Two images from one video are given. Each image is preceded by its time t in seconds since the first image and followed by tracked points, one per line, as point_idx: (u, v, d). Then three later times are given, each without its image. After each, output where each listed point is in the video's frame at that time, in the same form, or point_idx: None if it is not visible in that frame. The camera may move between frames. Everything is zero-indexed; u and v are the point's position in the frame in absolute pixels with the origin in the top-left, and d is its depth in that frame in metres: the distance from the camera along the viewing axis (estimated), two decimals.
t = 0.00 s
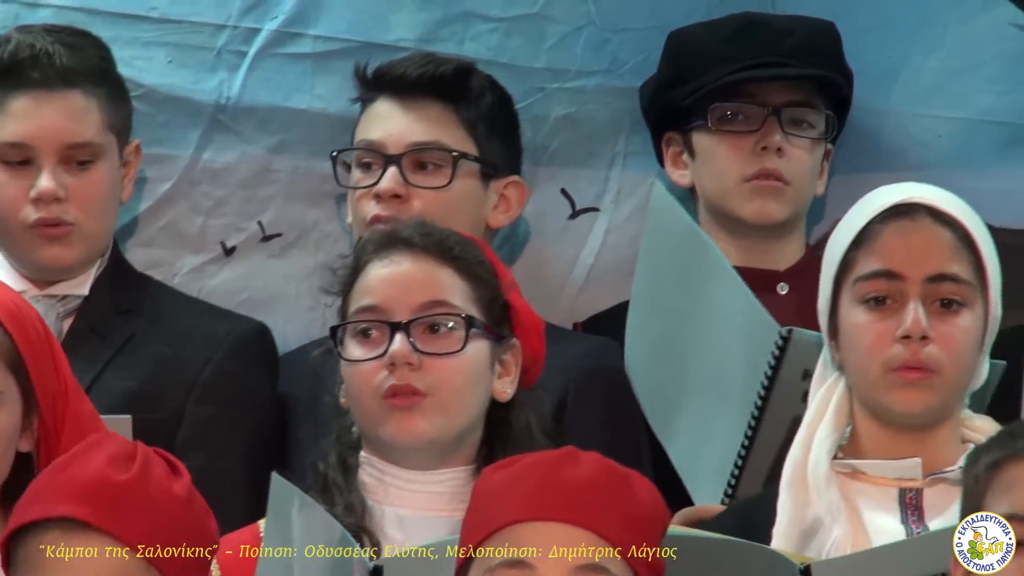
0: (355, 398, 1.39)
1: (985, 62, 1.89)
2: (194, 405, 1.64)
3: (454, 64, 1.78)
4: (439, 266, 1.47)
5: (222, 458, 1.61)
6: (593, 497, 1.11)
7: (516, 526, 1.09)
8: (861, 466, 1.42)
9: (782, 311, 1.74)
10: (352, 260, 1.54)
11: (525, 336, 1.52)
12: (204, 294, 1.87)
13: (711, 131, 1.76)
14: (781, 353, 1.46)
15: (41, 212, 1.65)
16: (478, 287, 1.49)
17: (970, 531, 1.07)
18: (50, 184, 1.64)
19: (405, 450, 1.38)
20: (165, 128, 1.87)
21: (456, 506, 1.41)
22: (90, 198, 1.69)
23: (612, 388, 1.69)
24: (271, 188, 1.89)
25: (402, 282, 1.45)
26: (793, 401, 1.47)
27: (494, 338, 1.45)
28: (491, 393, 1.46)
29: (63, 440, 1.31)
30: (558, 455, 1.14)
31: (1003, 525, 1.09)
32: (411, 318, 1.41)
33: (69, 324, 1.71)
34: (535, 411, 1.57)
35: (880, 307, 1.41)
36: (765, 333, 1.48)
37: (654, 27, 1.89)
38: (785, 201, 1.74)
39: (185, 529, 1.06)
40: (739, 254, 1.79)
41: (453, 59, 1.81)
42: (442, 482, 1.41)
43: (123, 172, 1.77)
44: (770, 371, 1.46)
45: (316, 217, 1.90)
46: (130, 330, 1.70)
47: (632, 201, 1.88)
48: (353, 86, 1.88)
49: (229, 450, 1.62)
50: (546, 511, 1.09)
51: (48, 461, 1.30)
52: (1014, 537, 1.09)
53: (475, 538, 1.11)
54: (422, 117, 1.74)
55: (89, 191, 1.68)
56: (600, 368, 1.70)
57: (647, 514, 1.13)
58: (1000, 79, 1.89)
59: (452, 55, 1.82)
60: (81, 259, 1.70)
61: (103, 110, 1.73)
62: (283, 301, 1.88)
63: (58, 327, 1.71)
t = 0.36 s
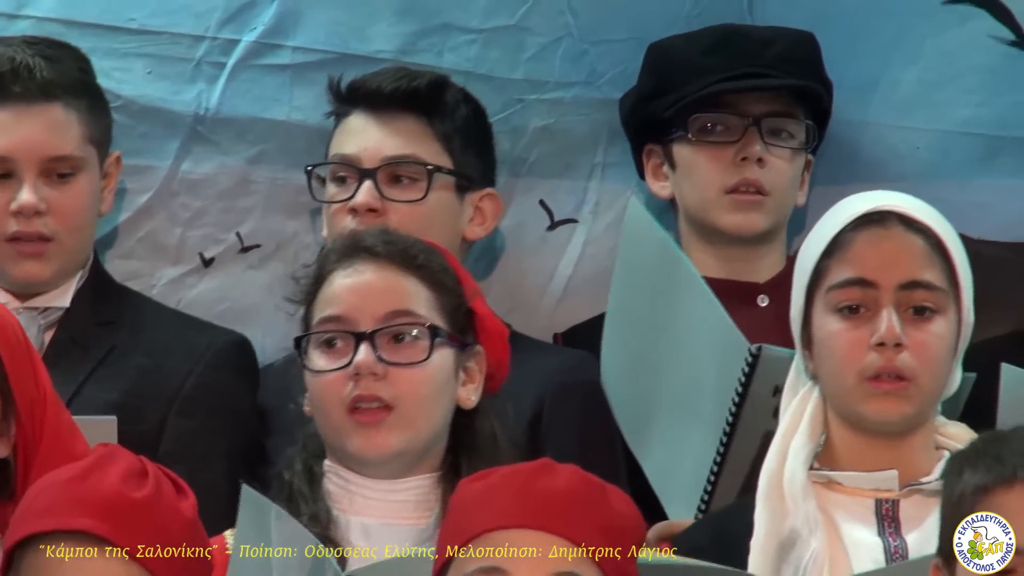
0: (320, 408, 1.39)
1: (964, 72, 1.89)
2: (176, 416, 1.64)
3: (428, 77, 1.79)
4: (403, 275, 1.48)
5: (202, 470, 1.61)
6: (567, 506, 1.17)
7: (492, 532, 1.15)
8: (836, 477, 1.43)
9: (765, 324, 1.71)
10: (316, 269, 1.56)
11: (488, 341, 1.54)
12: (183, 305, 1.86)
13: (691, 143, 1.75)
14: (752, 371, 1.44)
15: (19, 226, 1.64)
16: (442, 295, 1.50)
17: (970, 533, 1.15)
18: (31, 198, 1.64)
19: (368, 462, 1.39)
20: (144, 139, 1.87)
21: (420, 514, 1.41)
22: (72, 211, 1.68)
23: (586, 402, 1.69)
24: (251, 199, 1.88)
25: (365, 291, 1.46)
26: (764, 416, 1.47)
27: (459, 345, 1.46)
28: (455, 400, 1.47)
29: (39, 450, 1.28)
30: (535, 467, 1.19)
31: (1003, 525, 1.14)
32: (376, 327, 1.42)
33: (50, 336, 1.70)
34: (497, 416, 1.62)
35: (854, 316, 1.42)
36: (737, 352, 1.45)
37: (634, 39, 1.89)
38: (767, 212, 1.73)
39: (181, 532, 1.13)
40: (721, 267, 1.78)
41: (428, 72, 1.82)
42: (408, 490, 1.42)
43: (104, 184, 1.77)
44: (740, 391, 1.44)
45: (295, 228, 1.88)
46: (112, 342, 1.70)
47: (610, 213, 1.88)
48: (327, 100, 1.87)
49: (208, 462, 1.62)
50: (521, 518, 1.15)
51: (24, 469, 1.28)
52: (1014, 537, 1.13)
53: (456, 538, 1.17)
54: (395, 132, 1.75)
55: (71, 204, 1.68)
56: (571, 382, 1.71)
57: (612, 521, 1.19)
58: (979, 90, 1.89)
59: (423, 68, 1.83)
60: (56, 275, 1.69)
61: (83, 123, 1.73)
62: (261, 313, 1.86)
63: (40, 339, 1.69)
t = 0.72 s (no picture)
0: (291, 425, 1.44)
1: (942, 84, 1.89)
2: (154, 427, 1.64)
3: (397, 78, 1.81)
4: (369, 289, 1.51)
5: (179, 481, 1.61)
6: (542, 515, 1.19)
7: (468, 542, 1.17)
8: (816, 488, 1.42)
9: (746, 334, 1.69)
10: (282, 281, 1.58)
11: (458, 353, 1.59)
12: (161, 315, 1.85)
13: (685, 150, 1.73)
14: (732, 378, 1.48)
15: None
16: (410, 307, 1.54)
17: (969, 532, 1.13)
18: (11, 216, 1.62)
19: (336, 480, 1.44)
20: (123, 149, 1.86)
21: (386, 524, 1.45)
22: (51, 227, 1.67)
23: (561, 417, 1.67)
24: (229, 209, 1.87)
25: (332, 305, 1.49)
26: (743, 426, 1.49)
27: (427, 358, 1.51)
28: (423, 413, 1.52)
29: (19, 458, 1.27)
30: (509, 477, 1.22)
31: (1003, 525, 1.12)
32: (346, 343, 1.45)
33: (28, 346, 1.68)
34: (463, 427, 1.64)
35: (833, 330, 1.42)
36: (712, 359, 1.49)
37: (613, 49, 1.88)
38: (759, 225, 1.71)
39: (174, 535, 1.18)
40: (708, 277, 1.75)
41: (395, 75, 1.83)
42: (374, 501, 1.46)
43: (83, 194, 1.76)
44: (719, 397, 1.48)
45: (273, 238, 1.87)
46: (91, 351, 1.70)
47: (590, 223, 1.87)
48: (296, 107, 1.86)
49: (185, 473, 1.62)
50: (497, 529, 1.17)
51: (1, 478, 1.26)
52: (1015, 537, 1.11)
53: (429, 540, 1.20)
54: (365, 131, 1.76)
55: (50, 221, 1.67)
56: (548, 387, 1.71)
57: (596, 535, 1.22)
58: (957, 100, 1.89)
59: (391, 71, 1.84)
60: (32, 290, 1.67)
61: (64, 139, 1.72)
62: (237, 324, 1.84)
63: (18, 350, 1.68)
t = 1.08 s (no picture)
0: (269, 437, 1.45)
1: (921, 91, 1.90)
2: (132, 434, 1.64)
3: (366, 87, 1.81)
4: (344, 298, 1.52)
5: (157, 488, 1.60)
6: (521, 523, 1.22)
7: (449, 548, 1.19)
8: (799, 496, 1.43)
9: (726, 342, 1.69)
10: (257, 292, 1.59)
11: (433, 356, 1.60)
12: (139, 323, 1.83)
13: (659, 157, 1.73)
14: (699, 391, 1.43)
15: None
16: (387, 315, 1.55)
17: (969, 531, 1.15)
18: None
19: (317, 488, 1.45)
20: (103, 156, 1.85)
21: (366, 532, 1.46)
22: (30, 240, 1.68)
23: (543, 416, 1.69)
24: (208, 216, 1.86)
25: (307, 315, 1.50)
26: (713, 436, 1.45)
27: (404, 365, 1.51)
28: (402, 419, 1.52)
29: None
30: (489, 484, 1.26)
31: (1003, 525, 1.15)
32: (322, 354, 1.46)
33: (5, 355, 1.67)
34: (445, 433, 1.65)
35: (813, 338, 1.43)
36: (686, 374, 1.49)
37: (592, 57, 1.89)
38: (733, 230, 1.71)
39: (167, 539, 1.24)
40: (682, 283, 1.75)
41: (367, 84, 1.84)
42: (354, 509, 1.47)
43: (62, 203, 1.75)
44: (689, 408, 1.43)
45: (253, 245, 1.86)
46: (71, 358, 1.70)
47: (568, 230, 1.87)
48: (270, 120, 1.86)
49: (163, 480, 1.61)
50: (476, 535, 1.20)
51: None
52: (1014, 537, 1.14)
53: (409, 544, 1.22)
54: (340, 144, 1.77)
55: (28, 233, 1.67)
56: (529, 396, 1.72)
57: (575, 539, 1.24)
58: (936, 110, 1.90)
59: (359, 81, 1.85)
60: (13, 301, 1.68)
61: (43, 151, 1.72)
62: (216, 331, 1.83)
63: None
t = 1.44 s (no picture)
0: (255, 442, 1.44)
1: (902, 96, 1.91)
2: (112, 438, 1.64)
3: (347, 87, 1.81)
4: (335, 302, 1.52)
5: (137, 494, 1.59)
6: (508, 522, 1.22)
7: (434, 549, 1.19)
8: (784, 501, 1.45)
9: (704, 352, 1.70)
10: (244, 294, 1.58)
11: (418, 365, 1.60)
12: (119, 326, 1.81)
13: (643, 163, 1.73)
14: (687, 397, 1.44)
15: None
16: (374, 321, 1.54)
17: (969, 531, 1.15)
18: None
19: (299, 497, 1.44)
20: (82, 159, 1.83)
21: (349, 539, 1.46)
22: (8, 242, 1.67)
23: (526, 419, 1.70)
24: (188, 220, 1.84)
25: (297, 319, 1.49)
26: (700, 441, 1.47)
27: (390, 370, 1.52)
28: (386, 425, 1.52)
29: None
30: (470, 487, 1.25)
31: (1003, 525, 1.15)
32: (311, 360, 1.45)
33: None
34: (427, 438, 1.64)
35: (797, 344, 1.45)
36: (674, 379, 1.47)
37: (573, 61, 1.89)
38: (716, 237, 1.72)
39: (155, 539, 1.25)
40: (664, 289, 1.75)
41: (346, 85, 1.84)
42: (337, 516, 1.46)
43: (42, 205, 1.74)
44: (677, 412, 1.44)
45: (233, 247, 1.85)
46: (50, 361, 1.67)
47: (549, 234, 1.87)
48: (250, 123, 1.85)
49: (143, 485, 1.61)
50: (464, 535, 1.19)
51: None
52: (1014, 538, 1.15)
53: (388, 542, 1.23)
54: (319, 145, 1.78)
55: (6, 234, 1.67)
56: (511, 401, 1.72)
57: (562, 540, 1.25)
58: (916, 114, 1.91)
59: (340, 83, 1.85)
60: None
61: (23, 153, 1.70)
62: (199, 334, 1.82)
63: None
